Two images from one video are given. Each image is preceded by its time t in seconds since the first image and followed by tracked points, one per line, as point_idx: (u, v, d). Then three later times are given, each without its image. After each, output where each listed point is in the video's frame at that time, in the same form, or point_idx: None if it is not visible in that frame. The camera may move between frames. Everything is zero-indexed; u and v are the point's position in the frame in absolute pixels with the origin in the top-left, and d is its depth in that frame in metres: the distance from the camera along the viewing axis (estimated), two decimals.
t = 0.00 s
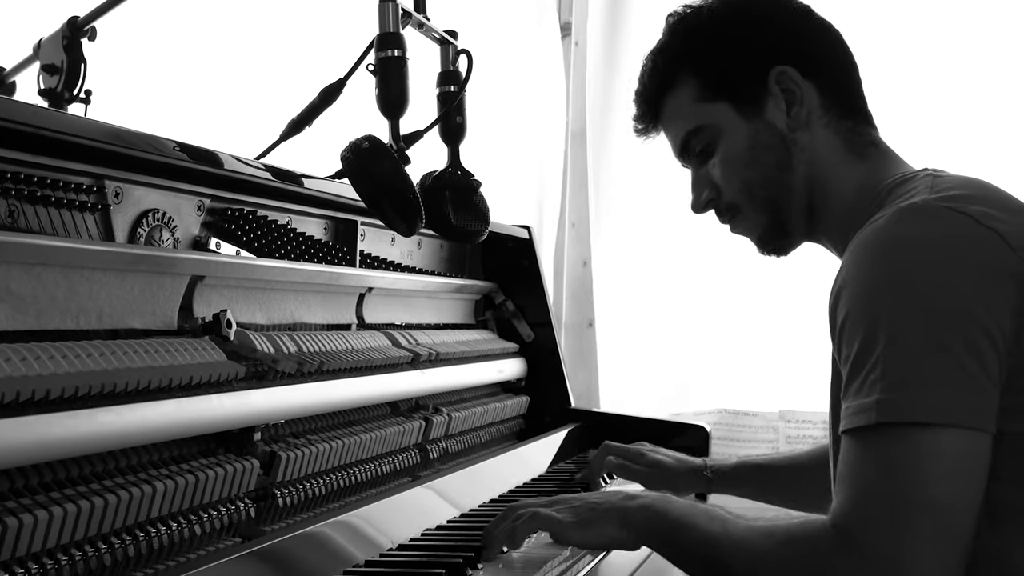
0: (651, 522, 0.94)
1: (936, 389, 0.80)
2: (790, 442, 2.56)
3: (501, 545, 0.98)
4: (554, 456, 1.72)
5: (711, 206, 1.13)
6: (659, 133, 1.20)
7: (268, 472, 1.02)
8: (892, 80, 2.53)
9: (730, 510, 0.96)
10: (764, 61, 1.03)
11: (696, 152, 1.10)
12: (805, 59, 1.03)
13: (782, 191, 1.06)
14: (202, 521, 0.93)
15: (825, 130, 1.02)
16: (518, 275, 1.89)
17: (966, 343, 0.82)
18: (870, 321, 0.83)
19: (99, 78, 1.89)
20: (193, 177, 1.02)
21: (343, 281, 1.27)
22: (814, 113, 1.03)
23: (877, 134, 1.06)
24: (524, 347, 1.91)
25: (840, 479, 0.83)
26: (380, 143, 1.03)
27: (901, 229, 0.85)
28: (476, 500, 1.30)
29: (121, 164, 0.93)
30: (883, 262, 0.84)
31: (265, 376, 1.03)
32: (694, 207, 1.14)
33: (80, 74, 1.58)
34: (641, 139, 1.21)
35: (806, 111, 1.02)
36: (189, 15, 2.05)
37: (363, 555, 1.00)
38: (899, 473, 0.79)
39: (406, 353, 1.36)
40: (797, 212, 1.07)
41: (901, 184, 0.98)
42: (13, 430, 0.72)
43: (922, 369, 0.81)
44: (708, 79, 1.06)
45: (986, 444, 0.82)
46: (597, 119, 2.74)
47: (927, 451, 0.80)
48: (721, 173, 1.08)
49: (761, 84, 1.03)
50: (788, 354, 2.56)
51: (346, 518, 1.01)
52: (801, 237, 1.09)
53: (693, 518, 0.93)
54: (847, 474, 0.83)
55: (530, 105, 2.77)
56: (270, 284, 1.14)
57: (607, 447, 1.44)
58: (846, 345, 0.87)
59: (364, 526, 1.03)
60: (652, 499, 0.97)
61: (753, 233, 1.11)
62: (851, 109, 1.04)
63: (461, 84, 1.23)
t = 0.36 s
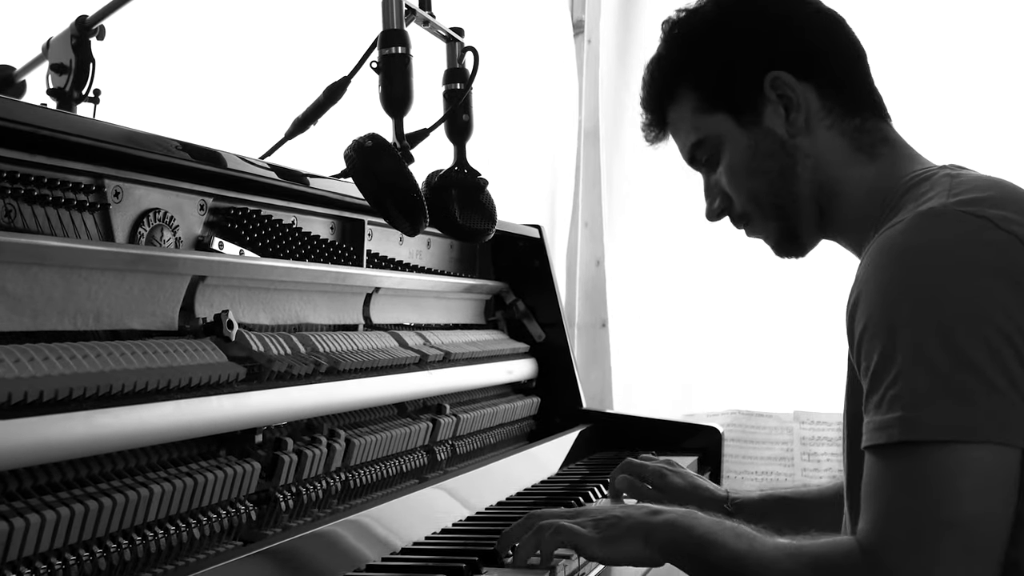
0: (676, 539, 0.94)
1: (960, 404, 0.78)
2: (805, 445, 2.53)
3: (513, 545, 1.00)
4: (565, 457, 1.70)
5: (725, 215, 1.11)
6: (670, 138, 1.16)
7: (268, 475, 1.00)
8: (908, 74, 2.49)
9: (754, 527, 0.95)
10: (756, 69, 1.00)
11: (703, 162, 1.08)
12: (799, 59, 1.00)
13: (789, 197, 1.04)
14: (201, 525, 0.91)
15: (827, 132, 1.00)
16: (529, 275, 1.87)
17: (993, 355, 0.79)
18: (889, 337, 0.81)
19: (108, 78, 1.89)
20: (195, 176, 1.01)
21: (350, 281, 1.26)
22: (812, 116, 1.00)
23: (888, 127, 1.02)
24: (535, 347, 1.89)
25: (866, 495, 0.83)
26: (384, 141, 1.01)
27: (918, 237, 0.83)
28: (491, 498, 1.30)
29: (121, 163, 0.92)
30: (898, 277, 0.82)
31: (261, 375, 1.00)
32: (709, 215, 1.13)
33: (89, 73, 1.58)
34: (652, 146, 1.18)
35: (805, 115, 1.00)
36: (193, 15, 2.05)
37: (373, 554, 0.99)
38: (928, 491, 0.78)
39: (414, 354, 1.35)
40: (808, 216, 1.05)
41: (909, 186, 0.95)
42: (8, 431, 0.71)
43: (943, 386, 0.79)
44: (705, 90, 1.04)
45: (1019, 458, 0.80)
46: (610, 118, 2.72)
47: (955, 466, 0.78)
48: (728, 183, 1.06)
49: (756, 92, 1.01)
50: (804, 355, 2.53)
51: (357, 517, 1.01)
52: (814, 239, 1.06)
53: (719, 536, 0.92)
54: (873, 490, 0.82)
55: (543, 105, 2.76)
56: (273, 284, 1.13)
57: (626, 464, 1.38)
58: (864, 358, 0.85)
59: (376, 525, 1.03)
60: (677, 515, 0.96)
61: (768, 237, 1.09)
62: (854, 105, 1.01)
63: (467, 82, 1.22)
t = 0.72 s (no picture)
0: (685, 539, 0.92)
1: (983, 409, 0.77)
2: (819, 447, 2.49)
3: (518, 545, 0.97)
4: (576, 460, 1.68)
5: (742, 185, 1.07)
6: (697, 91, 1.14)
7: (270, 481, 0.99)
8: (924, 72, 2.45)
9: (767, 528, 0.93)
10: (806, 51, 0.97)
11: (731, 129, 1.05)
12: (851, 44, 0.97)
13: (816, 183, 1.01)
14: (201, 531, 0.90)
15: (865, 126, 0.98)
16: (539, 276, 1.86)
17: (1017, 358, 0.78)
18: (913, 337, 0.79)
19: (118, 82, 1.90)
20: (197, 179, 1.00)
21: (356, 283, 1.26)
22: (853, 107, 0.98)
23: (924, 125, 1.00)
24: (545, 350, 1.88)
25: (884, 500, 0.81)
26: (386, 143, 1.00)
27: (942, 237, 0.81)
28: (504, 502, 1.29)
29: (121, 167, 0.92)
30: (923, 275, 0.80)
31: (262, 380, 0.99)
32: (724, 183, 1.09)
33: (97, 77, 1.58)
34: (677, 98, 1.16)
35: (845, 106, 0.98)
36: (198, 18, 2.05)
37: (386, 556, 0.99)
38: (947, 497, 0.76)
39: (421, 357, 1.34)
40: (829, 201, 1.02)
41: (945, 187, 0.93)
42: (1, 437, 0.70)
43: (966, 389, 0.77)
44: (745, 60, 1.01)
45: None
46: (622, 117, 2.70)
47: (975, 473, 0.76)
48: (753, 158, 1.04)
49: (799, 74, 0.98)
50: (818, 357, 2.50)
51: (368, 520, 1.00)
52: (830, 224, 1.04)
53: (730, 536, 0.90)
54: (891, 496, 0.80)
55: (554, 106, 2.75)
56: (277, 287, 1.12)
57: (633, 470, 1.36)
58: (886, 359, 0.83)
59: (388, 528, 1.03)
60: (687, 514, 0.94)
61: (781, 217, 1.06)
62: (896, 100, 0.98)
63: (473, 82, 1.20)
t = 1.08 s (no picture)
0: (687, 539, 0.92)
1: (995, 411, 0.75)
2: (830, 447, 2.47)
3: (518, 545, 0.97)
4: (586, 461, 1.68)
5: (758, 194, 1.08)
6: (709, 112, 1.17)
7: (272, 486, 0.99)
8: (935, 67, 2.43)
9: (770, 529, 0.93)
10: (800, 45, 0.97)
11: (740, 138, 1.06)
12: (846, 39, 0.96)
13: (823, 179, 1.00)
14: (202, 538, 0.91)
15: (868, 118, 0.95)
16: (547, 277, 1.85)
17: None
18: (923, 336, 0.78)
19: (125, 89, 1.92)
20: (197, 187, 1.00)
21: (359, 287, 1.26)
22: (854, 98, 0.96)
23: (935, 117, 0.96)
24: (553, 351, 1.87)
25: (892, 501, 0.80)
26: (384, 148, 1.01)
27: (956, 233, 0.79)
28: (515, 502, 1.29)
29: (120, 176, 0.92)
30: (933, 271, 0.78)
31: (263, 387, 1.00)
32: (741, 194, 1.09)
33: (104, 84, 1.59)
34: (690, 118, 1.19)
35: (845, 97, 0.96)
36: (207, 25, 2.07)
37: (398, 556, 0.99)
38: (956, 500, 0.75)
39: (426, 360, 1.34)
40: (840, 198, 1.00)
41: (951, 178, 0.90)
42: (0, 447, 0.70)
43: (976, 390, 0.76)
44: (747, 65, 1.02)
45: None
46: (631, 115, 2.69)
47: (986, 476, 0.75)
48: (763, 162, 1.04)
49: (798, 70, 0.98)
50: (830, 356, 2.48)
51: (383, 519, 1.01)
52: (847, 226, 1.02)
53: (732, 536, 0.90)
54: (899, 498, 0.79)
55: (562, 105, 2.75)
56: (279, 293, 1.13)
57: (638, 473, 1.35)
58: (897, 358, 0.82)
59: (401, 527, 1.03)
60: (688, 514, 0.94)
61: (797, 220, 1.05)
62: (898, 92, 0.96)
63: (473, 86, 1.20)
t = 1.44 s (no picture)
0: (687, 549, 0.92)
1: (991, 414, 0.74)
2: (841, 449, 2.46)
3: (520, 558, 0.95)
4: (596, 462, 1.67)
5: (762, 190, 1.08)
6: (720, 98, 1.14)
7: (271, 492, 0.99)
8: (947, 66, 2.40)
9: (769, 539, 0.93)
10: (796, 58, 0.96)
11: (744, 134, 1.05)
12: (844, 50, 0.94)
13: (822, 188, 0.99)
14: (199, 544, 0.91)
15: (866, 131, 0.94)
16: (556, 280, 1.85)
17: None
18: (919, 339, 0.77)
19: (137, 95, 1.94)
20: (197, 195, 1.01)
21: (364, 293, 1.26)
22: (849, 111, 0.95)
23: (938, 123, 0.95)
24: (562, 353, 1.87)
25: (886, 504, 0.79)
26: (381, 154, 1.00)
27: (952, 236, 0.78)
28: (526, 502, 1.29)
29: (120, 185, 0.93)
30: (930, 274, 0.77)
31: (262, 394, 1.00)
32: (746, 189, 1.09)
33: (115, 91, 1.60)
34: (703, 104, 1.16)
35: (839, 111, 0.95)
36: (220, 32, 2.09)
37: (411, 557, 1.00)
38: (949, 505, 0.74)
39: (431, 365, 1.34)
40: (836, 204, 1.00)
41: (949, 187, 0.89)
42: None
43: (971, 393, 0.75)
44: (749, 67, 1.01)
45: None
46: (642, 117, 2.69)
47: (980, 481, 0.74)
48: (764, 163, 1.03)
49: (795, 82, 0.97)
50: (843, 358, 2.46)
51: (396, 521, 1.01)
52: (844, 227, 1.01)
53: (731, 547, 0.90)
54: (893, 500, 0.78)
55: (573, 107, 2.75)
56: (282, 299, 1.13)
57: (648, 476, 1.32)
58: (893, 359, 0.81)
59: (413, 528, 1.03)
60: (688, 526, 0.94)
61: (797, 219, 1.05)
62: (900, 101, 0.93)
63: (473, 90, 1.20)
